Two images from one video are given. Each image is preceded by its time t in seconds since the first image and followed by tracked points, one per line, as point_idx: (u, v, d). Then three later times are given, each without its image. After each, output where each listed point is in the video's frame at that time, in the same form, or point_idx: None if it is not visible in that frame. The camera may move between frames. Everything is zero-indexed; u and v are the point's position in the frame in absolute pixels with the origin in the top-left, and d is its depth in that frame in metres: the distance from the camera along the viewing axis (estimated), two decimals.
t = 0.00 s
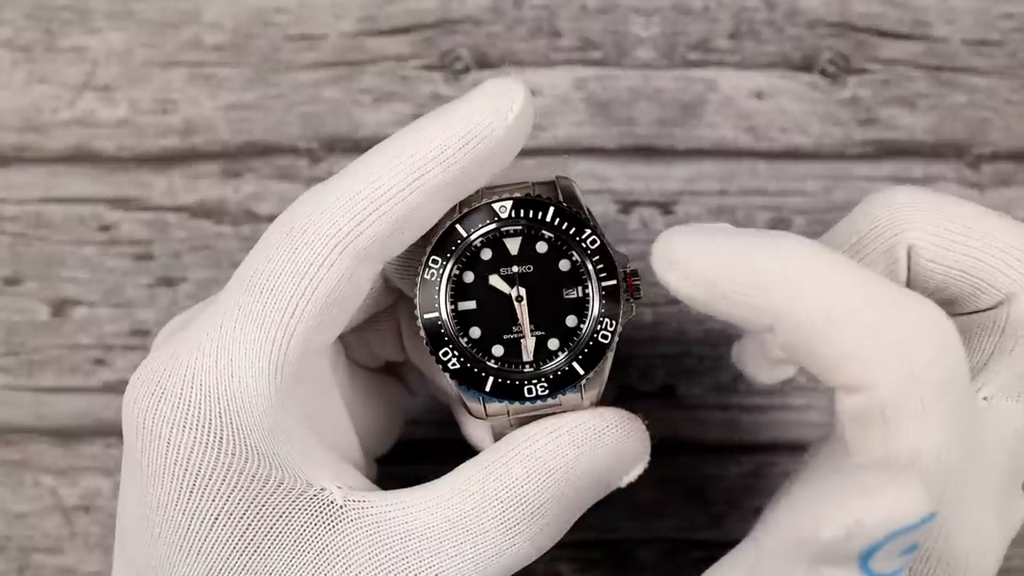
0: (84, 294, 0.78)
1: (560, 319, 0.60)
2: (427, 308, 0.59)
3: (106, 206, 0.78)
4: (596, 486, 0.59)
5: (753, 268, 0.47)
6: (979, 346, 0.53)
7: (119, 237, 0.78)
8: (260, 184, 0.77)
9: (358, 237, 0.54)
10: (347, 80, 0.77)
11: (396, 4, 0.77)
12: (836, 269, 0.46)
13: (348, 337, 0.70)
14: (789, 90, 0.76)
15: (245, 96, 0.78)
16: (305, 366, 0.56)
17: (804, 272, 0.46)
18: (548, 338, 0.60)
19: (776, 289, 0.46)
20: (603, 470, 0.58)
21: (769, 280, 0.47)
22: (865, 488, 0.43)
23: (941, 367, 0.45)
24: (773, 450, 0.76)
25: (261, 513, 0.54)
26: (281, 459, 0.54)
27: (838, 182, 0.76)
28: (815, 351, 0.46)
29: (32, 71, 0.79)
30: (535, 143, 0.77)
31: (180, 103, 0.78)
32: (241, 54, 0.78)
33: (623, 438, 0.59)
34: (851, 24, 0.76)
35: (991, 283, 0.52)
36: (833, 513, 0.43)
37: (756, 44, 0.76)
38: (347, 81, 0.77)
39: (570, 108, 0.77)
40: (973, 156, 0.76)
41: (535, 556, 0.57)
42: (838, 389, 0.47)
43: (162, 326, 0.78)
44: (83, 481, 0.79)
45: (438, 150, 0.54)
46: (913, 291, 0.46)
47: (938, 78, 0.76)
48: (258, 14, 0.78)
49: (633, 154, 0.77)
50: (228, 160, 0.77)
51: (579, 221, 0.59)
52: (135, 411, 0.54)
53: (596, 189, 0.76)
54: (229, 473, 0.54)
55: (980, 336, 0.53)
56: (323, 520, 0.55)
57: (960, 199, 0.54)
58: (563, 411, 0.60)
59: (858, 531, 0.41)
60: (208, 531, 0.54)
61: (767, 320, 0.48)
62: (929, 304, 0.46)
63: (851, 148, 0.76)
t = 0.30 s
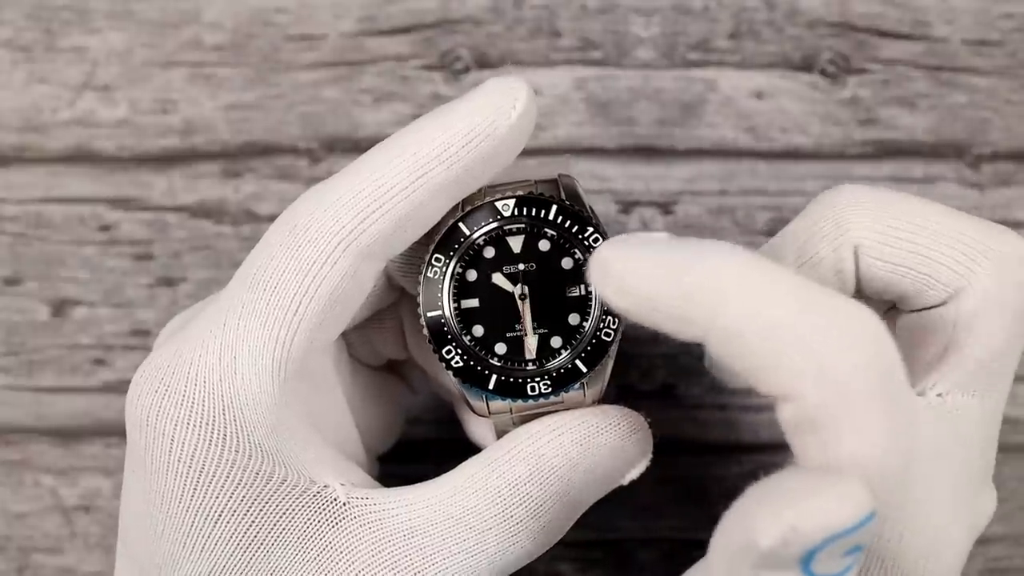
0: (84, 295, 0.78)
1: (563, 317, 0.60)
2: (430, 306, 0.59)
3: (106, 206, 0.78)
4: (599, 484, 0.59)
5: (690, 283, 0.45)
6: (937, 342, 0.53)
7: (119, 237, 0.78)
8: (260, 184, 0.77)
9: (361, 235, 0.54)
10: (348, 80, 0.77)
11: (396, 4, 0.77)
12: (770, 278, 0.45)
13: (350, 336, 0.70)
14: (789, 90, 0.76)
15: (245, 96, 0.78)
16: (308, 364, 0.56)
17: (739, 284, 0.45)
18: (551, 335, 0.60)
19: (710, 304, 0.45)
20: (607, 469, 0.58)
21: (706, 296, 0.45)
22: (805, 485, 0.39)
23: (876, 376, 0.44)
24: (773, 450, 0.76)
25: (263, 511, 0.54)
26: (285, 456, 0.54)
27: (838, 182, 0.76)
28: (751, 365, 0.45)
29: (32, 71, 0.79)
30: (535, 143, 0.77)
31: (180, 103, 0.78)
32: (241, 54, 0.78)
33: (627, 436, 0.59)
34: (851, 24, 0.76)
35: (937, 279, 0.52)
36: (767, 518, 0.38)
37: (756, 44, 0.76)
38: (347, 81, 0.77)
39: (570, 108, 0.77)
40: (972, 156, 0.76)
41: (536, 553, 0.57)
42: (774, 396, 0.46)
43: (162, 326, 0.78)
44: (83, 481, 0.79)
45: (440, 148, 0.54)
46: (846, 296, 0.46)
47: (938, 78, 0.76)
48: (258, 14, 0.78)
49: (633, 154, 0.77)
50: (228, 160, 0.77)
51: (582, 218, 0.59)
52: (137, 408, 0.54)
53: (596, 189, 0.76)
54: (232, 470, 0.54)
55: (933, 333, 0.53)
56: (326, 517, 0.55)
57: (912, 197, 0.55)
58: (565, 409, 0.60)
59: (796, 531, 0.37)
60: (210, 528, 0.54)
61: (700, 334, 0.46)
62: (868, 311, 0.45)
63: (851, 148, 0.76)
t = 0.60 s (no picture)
0: (84, 295, 0.78)
1: (563, 320, 0.60)
2: (430, 310, 0.59)
3: (106, 206, 0.78)
4: (599, 483, 0.59)
5: (815, 220, 0.45)
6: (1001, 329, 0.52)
7: (119, 237, 0.78)
8: (260, 184, 0.77)
9: (360, 236, 0.54)
10: (347, 81, 0.77)
11: (396, 4, 0.77)
12: (886, 220, 0.46)
13: (349, 334, 0.70)
14: (789, 90, 0.76)
15: (245, 96, 0.78)
16: (307, 365, 0.56)
17: (856, 225, 0.45)
18: (551, 338, 0.60)
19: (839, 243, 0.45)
20: (607, 468, 0.59)
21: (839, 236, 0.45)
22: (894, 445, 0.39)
23: (986, 329, 0.44)
24: (773, 450, 0.76)
25: (263, 511, 0.54)
26: (283, 457, 0.54)
27: (838, 182, 0.76)
28: (873, 301, 0.46)
29: (32, 71, 0.79)
30: (535, 143, 0.77)
31: (180, 103, 0.78)
32: (240, 54, 0.78)
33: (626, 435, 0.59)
34: (851, 24, 0.76)
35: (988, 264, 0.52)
36: (854, 471, 0.38)
37: (756, 43, 0.76)
38: (346, 81, 0.77)
39: (570, 108, 0.77)
40: (972, 156, 0.76)
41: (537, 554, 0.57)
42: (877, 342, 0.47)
43: (162, 325, 0.78)
44: (83, 481, 0.79)
45: (439, 150, 0.54)
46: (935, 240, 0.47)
47: (938, 78, 0.76)
48: (258, 14, 0.78)
49: (633, 154, 0.77)
50: (228, 160, 0.77)
51: (582, 222, 0.59)
52: (135, 408, 0.54)
53: (596, 189, 0.76)
54: (230, 470, 0.54)
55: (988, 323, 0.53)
56: (326, 518, 0.54)
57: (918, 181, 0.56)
58: (564, 411, 0.61)
59: (882, 485, 0.37)
60: (210, 528, 0.54)
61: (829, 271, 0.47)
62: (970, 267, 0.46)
63: (851, 148, 0.76)
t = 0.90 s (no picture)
0: (84, 295, 0.78)
1: (561, 318, 0.60)
2: (429, 309, 0.59)
3: (106, 206, 0.78)
4: (598, 480, 0.59)
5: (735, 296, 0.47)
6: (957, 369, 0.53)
7: (119, 237, 0.78)
8: (260, 184, 0.77)
9: (359, 234, 0.54)
10: (347, 80, 0.77)
11: (396, 4, 0.77)
12: (827, 299, 0.47)
13: (347, 333, 0.70)
14: (789, 90, 0.76)
15: (245, 96, 0.78)
16: (306, 363, 0.56)
17: (786, 306, 0.47)
18: (549, 336, 0.60)
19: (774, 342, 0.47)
20: (606, 466, 0.59)
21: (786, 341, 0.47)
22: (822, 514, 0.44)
23: (919, 398, 0.45)
24: (773, 450, 0.76)
25: (263, 509, 0.54)
26: (284, 455, 0.54)
27: (838, 182, 0.76)
28: (789, 378, 0.48)
29: (32, 71, 0.79)
30: (535, 143, 0.77)
31: (180, 103, 0.78)
32: (241, 54, 0.78)
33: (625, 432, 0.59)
34: (851, 24, 0.76)
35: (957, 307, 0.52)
36: (776, 540, 0.43)
37: (756, 44, 0.76)
38: (346, 81, 0.77)
39: (570, 108, 0.77)
40: (973, 156, 0.76)
41: (536, 551, 0.57)
42: (817, 423, 0.48)
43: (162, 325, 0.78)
44: (83, 481, 0.79)
45: (437, 148, 0.54)
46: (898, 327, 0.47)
47: (938, 78, 0.76)
48: (258, 14, 0.78)
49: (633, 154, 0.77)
50: (228, 160, 0.77)
51: (579, 220, 0.59)
52: (135, 408, 0.54)
53: (596, 189, 0.76)
54: (231, 469, 0.54)
55: (956, 360, 0.53)
56: (326, 516, 0.55)
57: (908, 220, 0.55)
58: (563, 408, 0.61)
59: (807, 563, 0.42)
60: (210, 527, 0.54)
61: (743, 349, 0.48)
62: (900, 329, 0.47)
63: (851, 148, 0.76)
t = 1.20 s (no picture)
0: (84, 295, 0.78)
1: (565, 318, 0.60)
2: (433, 309, 0.59)
3: (106, 206, 0.78)
4: (602, 480, 0.59)
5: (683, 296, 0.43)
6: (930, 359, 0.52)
7: (119, 237, 0.78)
8: (260, 184, 0.77)
9: (362, 232, 0.54)
10: (347, 80, 0.77)
11: (396, 4, 0.77)
12: (792, 316, 0.43)
13: (352, 332, 0.69)
14: (789, 90, 0.76)
15: (245, 96, 0.78)
16: (309, 362, 0.56)
17: (744, 317, 0.43)
18: (553, 337, 0.60)
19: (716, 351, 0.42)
20: (609, 466, 0.59)
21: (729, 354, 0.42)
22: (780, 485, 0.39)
23: (867, 397, 0.43)
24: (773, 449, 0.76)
25: (268, 508, 0.54)
26: (288, 454, 0.54)
27: (838, 182, 0.76)
28: (731, 380, 0.44)
29: (32, 71, 0.79)
30: (535, 143, 0.77)
31: (180, 103, 0.78)
32: (241, 54, 0.78)
33: (629, 432, 0.59)
34: (851, 24, 0.76)
35: (928, 297, 0.52)
36: (733, 518, 0.38)
37: (756, 44, 0.76)
38: (347, 81, 0.77)
39: (570, 108, 0.77)
40: (972, 156, 0.76)
41: (539, 550, 0.57)
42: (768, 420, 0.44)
43: (162, 325, 0.78)
44: (83, 481, 0.79)
45: (439, 146, 0.54)
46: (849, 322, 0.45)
47: (938, 78, 0.76)
48: (258, 14, 0.78)
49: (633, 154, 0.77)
50: (228, 160, 0.77)
51: (583, 220, 0.59)
52: (140, 408, 0.54)
53: (596, 189, 0.76)
54: (236, 469, 0.54)
55: (926, 352, 0.52)
56: (330, 515, 0.55)
57: (904, 219, 0.54)
58: (567, 408, 0.60)
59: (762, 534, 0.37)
60: (215, 526, 0.54)
61: (686, 353, 0.45)
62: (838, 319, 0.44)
63: (851, 148, 0.76)
